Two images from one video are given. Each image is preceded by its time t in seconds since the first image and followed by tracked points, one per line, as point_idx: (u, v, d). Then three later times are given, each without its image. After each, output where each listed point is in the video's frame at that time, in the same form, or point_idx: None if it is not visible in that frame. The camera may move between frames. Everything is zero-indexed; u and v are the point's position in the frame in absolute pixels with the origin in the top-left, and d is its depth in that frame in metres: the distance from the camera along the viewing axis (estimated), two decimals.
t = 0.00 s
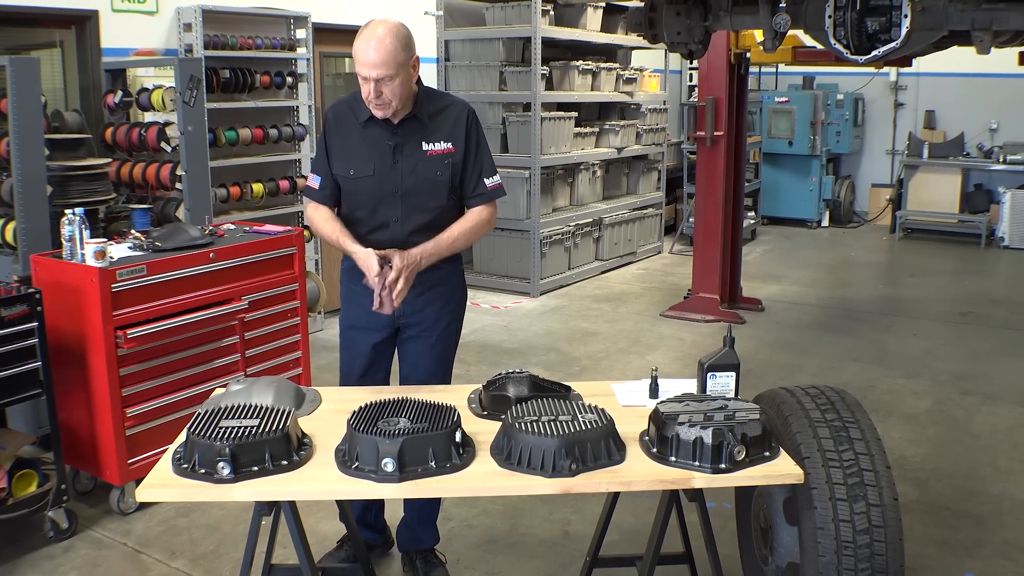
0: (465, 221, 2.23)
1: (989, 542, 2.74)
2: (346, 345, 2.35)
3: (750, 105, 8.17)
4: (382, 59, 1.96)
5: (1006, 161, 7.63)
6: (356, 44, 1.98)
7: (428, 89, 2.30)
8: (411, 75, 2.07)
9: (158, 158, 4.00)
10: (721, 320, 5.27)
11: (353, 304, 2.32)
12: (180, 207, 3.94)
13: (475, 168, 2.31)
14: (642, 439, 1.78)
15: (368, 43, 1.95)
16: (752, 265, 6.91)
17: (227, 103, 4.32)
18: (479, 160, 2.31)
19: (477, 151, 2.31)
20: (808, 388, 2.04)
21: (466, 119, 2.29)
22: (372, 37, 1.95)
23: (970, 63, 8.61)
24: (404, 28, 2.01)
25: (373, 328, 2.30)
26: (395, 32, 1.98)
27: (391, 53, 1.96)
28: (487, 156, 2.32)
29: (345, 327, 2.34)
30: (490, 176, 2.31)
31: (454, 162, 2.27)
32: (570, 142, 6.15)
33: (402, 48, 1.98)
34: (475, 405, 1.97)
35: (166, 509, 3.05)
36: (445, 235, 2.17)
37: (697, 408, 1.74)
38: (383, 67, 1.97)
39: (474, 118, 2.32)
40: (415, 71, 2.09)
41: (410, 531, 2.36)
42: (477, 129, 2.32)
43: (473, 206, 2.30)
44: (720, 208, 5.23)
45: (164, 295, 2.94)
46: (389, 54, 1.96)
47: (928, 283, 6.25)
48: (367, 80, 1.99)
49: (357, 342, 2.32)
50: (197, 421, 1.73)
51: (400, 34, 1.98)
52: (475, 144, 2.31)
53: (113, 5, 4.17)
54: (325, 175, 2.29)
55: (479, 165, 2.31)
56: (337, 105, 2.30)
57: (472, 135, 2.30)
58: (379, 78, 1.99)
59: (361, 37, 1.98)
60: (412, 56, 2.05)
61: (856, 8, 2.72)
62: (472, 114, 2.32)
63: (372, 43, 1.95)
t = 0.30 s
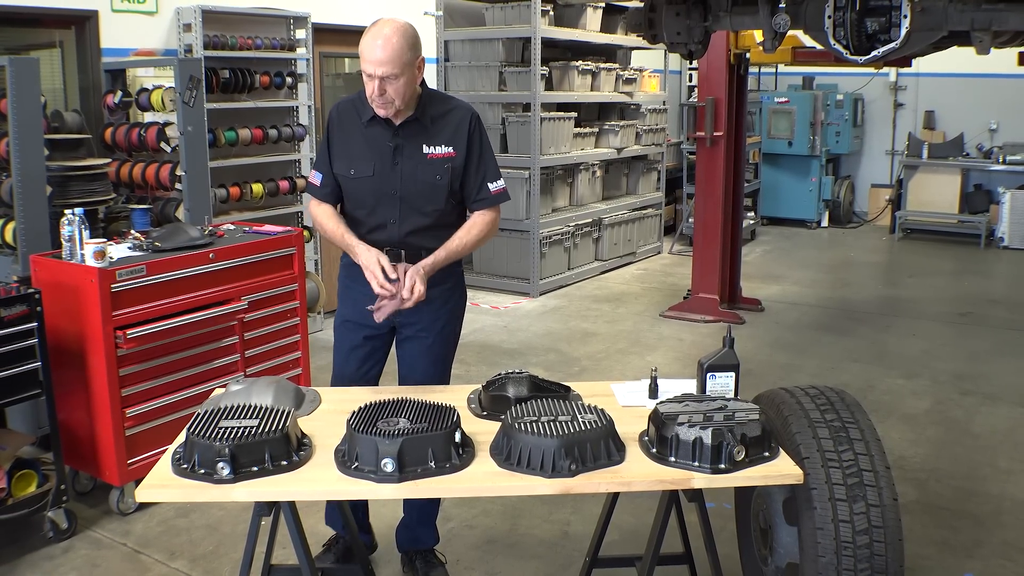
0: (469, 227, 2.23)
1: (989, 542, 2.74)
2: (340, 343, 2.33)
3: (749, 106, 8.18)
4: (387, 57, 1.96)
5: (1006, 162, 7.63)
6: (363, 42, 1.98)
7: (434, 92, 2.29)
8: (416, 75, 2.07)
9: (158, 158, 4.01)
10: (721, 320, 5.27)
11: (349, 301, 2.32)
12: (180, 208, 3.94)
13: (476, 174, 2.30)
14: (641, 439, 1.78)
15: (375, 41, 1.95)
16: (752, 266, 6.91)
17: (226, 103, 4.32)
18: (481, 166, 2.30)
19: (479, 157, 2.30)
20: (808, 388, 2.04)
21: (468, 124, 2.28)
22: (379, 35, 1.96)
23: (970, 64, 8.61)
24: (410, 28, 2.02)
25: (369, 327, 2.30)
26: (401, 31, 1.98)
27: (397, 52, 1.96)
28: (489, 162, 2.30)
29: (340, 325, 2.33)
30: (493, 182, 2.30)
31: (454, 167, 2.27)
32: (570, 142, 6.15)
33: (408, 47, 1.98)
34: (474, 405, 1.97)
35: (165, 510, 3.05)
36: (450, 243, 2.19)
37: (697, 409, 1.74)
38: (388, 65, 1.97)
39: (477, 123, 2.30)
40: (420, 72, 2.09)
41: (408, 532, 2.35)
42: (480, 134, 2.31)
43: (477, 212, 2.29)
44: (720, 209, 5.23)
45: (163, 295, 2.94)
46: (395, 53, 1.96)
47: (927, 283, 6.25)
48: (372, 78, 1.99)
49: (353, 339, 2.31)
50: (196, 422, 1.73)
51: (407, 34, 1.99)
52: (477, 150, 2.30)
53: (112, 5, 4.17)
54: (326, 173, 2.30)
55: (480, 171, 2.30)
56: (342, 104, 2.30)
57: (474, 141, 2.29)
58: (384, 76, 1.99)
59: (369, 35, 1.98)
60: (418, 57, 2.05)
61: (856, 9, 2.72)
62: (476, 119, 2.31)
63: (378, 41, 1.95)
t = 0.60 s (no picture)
0: (456, 223, 2.25)
1: (988, 543, 2.74)
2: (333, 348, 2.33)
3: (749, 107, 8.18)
4: (370, 57, 1.97)
5: (1005, 163, 7.63)
6: (346, 43, 1.99)
7: (419, 90, 2.29)
8: (400, 74, 2.07)
9: (158, 159, 4.01)
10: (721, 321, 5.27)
11: (341, 305, 2.31)
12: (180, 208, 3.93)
13: (465, 171, 2.30)
14: (641, 440, 1.78)
15: (358, 40, 1.96)
16: (752, 266, 6.91)
17: (226, 104, 4.32)
18: (469, 163, 2.30)
19: (467, 154, 2.30)
20: (808, 389, 2.04)
21: (455, 121, 2.28)
22: (362, 35, 1.96)
23: (969, 65, 8.62)
24: (393, 27, 2.02)
25: (361, 331, 2.30)
26: (384, 31, 1.98)
27: (379, 51, 1.96)
28: (477, 158, 2.31)
29: (332, 330, 2.33)
30: (479, 178, 2.30)
31: (442, 165, 2.27)
32: (569, 143, 6.15)
33: (391, 47, 1.98)
34: (474, 406, 1.97)
35: (165, 511, 3.05)
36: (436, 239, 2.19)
37: (696, 410, 1.74)
38: (371, 65, 1.98)
39: (463, 120, 2.31)
40: (404, 71, 2.09)
41: (406, 534, 2.35)
42: (466, 131, 2.31)
43: (464, 209, 2.29)
44: (719, 210, 5.23)
45: (163, 296, 2.94)
46: (377, 53, 1.96)
47: (927, 284, 6.26)
48: (356, 78, 1.99)
49: (346, 344, 2.31)
50: (196, 423, 1.73)
51: (389, 33, 1.99)
52: (465, 146, 2.30)
53: (112, 7, 4.17)
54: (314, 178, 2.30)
55: (468, 168, 2.30)
56: (327, 107, 2.30)
57: (461, 138, 2.29)
58: (367, 76, 1.99)
59: (352, 36, 1.98)
60: (402, 56, 2.05)
61: (854, 10, 2.70)
62: (462, 116, 2.31)
63: (361, 41, 1.96)
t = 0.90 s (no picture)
0: (435, 222, 2.26)
1: (988, 545, 2.74)
2: (313, 357, 2.30)
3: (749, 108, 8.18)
4: (329, 58, 1.95)
5: (1005, 164, 7.63)
6: (303, 46, 1.97)
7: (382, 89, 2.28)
8: (360, 72, 2.06)
9: (158, 160, 4.01)
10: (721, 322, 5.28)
11: (321, 313, 2.28)
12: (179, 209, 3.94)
13: (435, 165, 2.29)
14: (641, 441, 1.78)
15: (315, 42, 1.94)
16: (752, 268, 6.91)
17: (226, 105, 4.32)
18: (438, 156, 2.30)
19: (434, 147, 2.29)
20: (808, 390, 2.04)
21: (420, 117, 2.27)
22: (318, 37, 1.94)
23: (969, 66, 8.62)
24: (348, 25, 2.00)
25: (343, 338, 2.28)
26: (340, 30, 1.97)
27: (337, 51, 1.95)
28: (444, 151, 2.31)
29: (311, 338, 2.30)
30: (452, 172, 2.32)
31: (413, 160, 2.25)
32: (570, 144, 6.16)
33: (348, 45, 1.97)
34: (473, 408, 1.97)
35: (164, 512, 3.04)
36: (422, 240, 2.19)
37: (696, 411, 1.74)
38: (330, 65, 1.95)
39: (430, 116, 2.30)
40: (364, 69, 2.07)
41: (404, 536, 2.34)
42: (433, 126, 2.31)
43: (440, 205, 2.29)
44: (719, 211, 5.23)
45: (163, 297, 2.94)
46: (336, 53, 1.94)
47: (927, 285, 6.26)
48: (317, 81, 1.97)
49: (329, 353, 2.29)
50: (196, 424, 1.73)
51: (345, 32, 1.97)
52: (433, 141, 2.29)
53: (112, 8, 4.17)
54: (284, 189, 2.25)
55: (438, 162, 2.30)
56: (291, 116, 2.27)
57: (428, 133, 2.28)
58: (328, 77, 1.97)
59: (309, 38, 1.96)
60: (360, 53, 2.03)
61: (854, 11, 2.70)
62: (427, 112, 2.30)
63: (318, 43, 1.94)
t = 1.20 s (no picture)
0: (421, 221, 2.30)
1: (988, 547, 2.74)
2: (294, 363, 2.27)
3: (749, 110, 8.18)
4: (286, 62, 1.93)
5: (1005, 166, 7.64)
6: (260, 53, 1.95)
7: (342, 90, 2.25)
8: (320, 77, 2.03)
9: (158, 163, 4.02)
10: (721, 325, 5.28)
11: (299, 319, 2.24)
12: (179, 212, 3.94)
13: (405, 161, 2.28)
14: (641, 443, 1.78)
15: (272, 47, 1.92)
16: (752, 270, 6.91)
17: (226, 108, 4.32)
18: (406, 152, 2.29)
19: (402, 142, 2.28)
20: (808, 392, 2.04)
21: (384, 114, 2.25)
22: (275, 41, 1.93)
23: (968, 68, 8.63)
24: (305, 30, 1.99)
25: (323, 341, 2.25)
26: (297, 34, 1.95)
27: (295, 54, 1.93)
28: (411, 145, 2.30)
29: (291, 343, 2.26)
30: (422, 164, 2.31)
31: (382, 158, 2.23)
32: (570, 147, 6.17)
33: (306, 48, 1.95)
34: (474, 410, 1.97)
35: (164, 514, 3.04)
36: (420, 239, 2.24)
37: (696, 413, 1.74)
38: (289, 69, 1.93)
39: (393, 112, 2.28)
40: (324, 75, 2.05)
41: (402, 539, 2.33)
42: (398, 122, 2.29)
43: (417, 200, 2.32)
44: (718, 213, 5.23)
45: (163, 300, 2.94)
46: (293, 56, 1.93)
47: (926, 287, 6.26)
48: (277, 86, 1.95)
49: (311, 357, 2.25)
50: (196, 426, 1.73)
51: (302, 35, 1.96)
52: (399, 137, 2.28)
53: (112, 10, 4.17)
54: (249, 203, 2.22)
55: (407, 157, 2.29)
56: (252, 127, 2.22)
57: (394, 129, 2.26)
58: (288, 81, 1.94)
59: (265, 44, 1.95)
60: (318, 57, 2.02)
61: (854, 13, 2.65)
62: (390, 108, 2.29)
63: (274, 47, 1.92)
